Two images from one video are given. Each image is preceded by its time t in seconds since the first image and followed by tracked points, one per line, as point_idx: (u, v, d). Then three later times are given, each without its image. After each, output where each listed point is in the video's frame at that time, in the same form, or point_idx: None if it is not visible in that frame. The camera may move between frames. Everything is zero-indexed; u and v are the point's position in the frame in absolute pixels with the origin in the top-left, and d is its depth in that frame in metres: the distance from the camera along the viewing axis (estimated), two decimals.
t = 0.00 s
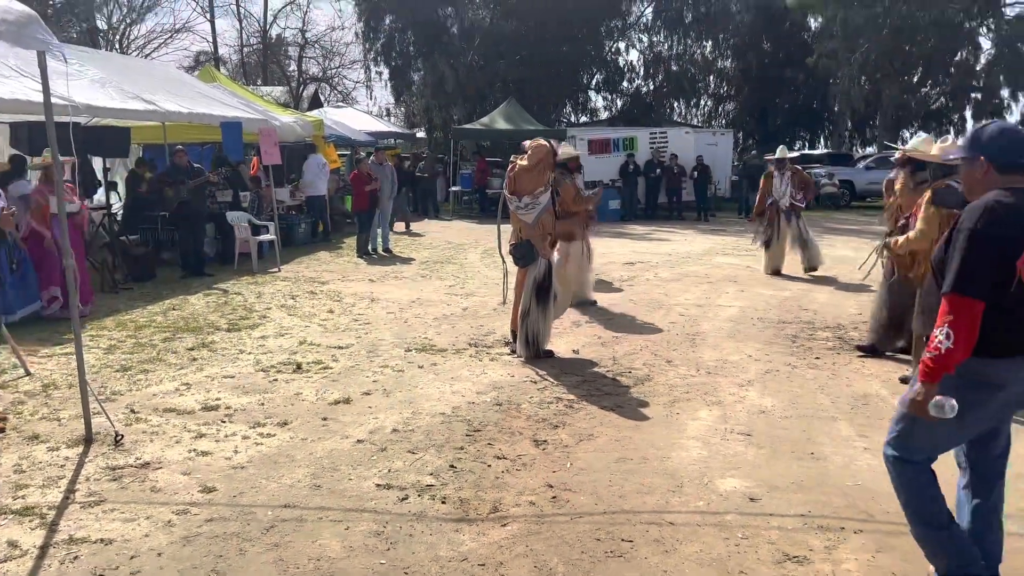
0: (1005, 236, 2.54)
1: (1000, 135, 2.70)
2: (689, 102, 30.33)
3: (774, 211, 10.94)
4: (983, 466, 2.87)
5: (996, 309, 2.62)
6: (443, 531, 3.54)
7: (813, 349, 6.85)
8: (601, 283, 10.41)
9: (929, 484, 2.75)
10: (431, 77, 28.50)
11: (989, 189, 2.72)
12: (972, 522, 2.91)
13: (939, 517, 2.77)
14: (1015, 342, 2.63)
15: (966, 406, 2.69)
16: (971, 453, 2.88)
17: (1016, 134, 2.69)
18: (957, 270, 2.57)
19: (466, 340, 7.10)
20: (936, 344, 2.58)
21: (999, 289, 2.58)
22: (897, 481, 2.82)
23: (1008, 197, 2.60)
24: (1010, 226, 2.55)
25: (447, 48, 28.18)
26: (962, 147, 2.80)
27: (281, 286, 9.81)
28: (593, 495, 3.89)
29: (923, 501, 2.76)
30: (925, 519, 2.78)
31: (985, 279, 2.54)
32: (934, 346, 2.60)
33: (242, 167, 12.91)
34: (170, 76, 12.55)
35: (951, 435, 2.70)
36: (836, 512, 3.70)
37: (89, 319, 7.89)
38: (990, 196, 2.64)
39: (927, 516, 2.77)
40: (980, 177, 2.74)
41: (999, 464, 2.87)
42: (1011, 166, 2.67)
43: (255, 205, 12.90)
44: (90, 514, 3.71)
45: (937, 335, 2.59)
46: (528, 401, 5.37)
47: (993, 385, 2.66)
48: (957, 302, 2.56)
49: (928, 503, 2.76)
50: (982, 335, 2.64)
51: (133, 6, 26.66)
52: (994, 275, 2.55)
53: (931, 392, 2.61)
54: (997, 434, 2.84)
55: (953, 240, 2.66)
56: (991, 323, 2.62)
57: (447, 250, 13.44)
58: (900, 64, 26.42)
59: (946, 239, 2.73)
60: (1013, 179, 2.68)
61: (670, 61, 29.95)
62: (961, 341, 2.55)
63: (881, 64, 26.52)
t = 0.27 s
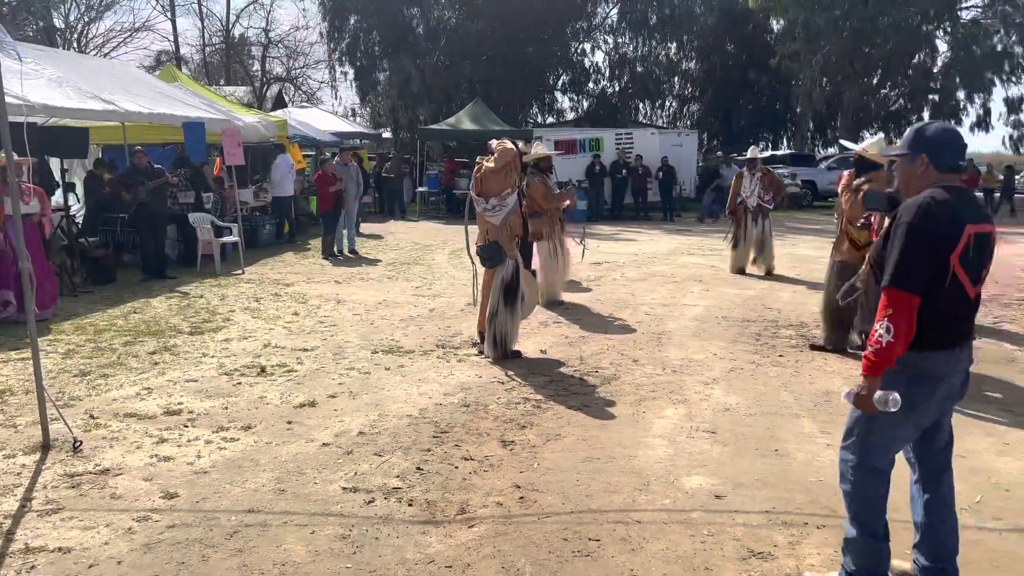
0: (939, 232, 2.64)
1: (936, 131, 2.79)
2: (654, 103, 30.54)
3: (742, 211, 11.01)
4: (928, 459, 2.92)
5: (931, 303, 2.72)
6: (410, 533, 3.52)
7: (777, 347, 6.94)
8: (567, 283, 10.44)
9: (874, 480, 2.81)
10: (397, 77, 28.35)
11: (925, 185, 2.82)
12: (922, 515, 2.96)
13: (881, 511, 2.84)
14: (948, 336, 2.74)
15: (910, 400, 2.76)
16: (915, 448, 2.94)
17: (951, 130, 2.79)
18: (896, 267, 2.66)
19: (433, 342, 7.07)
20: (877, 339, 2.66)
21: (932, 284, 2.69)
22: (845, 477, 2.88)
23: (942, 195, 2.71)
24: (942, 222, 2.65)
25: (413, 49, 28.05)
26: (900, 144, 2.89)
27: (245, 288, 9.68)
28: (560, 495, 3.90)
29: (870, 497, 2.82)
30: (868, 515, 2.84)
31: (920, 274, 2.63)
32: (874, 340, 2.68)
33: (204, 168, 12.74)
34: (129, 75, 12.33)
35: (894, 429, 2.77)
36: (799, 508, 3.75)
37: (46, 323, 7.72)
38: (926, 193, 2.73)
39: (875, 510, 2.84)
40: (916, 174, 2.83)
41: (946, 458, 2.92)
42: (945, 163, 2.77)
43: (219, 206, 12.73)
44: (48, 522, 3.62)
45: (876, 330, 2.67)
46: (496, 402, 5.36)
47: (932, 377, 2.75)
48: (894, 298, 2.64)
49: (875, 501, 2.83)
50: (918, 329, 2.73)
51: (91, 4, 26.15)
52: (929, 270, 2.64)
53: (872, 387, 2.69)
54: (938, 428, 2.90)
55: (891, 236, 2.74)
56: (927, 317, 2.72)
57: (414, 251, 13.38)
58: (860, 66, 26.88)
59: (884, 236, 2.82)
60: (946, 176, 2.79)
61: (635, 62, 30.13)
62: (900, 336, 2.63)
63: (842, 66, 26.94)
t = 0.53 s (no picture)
0: (873, 233, 2.70)
1: (871, 134, 2.87)
2: (624, 104, 30.69)
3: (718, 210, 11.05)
4: (874, 455, 2.96)
5: (867, 303, 2.78)
6: (381, 536, 3.50)
7: (747, 346, 7.00)
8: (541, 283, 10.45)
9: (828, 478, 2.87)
10: (367, 76, 28.19)
11: (860, 187, 2.89)
12: (874, 507, 3.01)
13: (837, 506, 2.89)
14: (885, 334, 2.80)
15: (851, 397, 2.82)
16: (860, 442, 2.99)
17: (887, 133, 2.87)
18: (833, 269, 2.71)
19: (405, 343, 7.04)
20: (813, 339, 2.72)
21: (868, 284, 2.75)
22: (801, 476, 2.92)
23: (877, 196, 2.77)
24: (877, 224, 2.71)
25: (383, 48, 27.90)
26: (837, 145, 2.96)
27: (213, 290, 9.57)
28: (533, 495, 3.90)
29: (822, 493, 2.87)
30: (825, 512, 2.89)
31: (855, 276, 2.69)
32: (811, 341, 2.73)
33: (170, 169, 12.56)
34: (93, 74, 12.12)
35: (839, 427, 2.82)
36: (768, 505, 3.78)
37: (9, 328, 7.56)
38: (861, 195, 2.80)
39: (828, 507, 2.88)
40: (853, 175, 2.91)
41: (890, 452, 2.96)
42: (879, 165, 2.85)
43: (185, 208, 12.57)
44: (11, 531, 3.55)
45: (812, 332, 2.72)
46: (468, 403, 5.35)
47: (871, 375, 2.80)
48: (830, 300, 2.70)
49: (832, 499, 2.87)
50: (854, 329, 2.79)
51: (53, 3, 25.69)
52: (864, 271, 2.71)
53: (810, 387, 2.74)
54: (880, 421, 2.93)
55: (829, 238, 2.80)
56: (864, 317, 2.78)
57: (384, 251, 13.31)
58: (827, 67, 27.22)
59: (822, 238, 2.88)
60: (881, 176, 2.86)
61: (606, 62, 30.26)
62: (835, 336, 2.69)
63: (809, 66, 27.26)
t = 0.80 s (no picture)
0: (811, 233, 2.74)
1: (807, 136, 2.92)
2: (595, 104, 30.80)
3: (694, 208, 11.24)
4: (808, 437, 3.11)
5: (807, 301, 2.82)
6: (352, 538, 3.48)
7: (717, 344, 7.06)
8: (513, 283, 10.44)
9: (790, 473, 2.90)
10: (337, 76, 28.00)
11: (798, 187, 2.94)
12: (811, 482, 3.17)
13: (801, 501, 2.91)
14: (827, 331, 2.85)
15: (797, 393, 2.87)
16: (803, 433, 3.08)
17: (823, 135, 2.92)
18: (770, 269, 2.76)
19: (376, 344, 7.00)
20: (750, 338, 2.76)
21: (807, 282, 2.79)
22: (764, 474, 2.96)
23: (814, 197, 2.82)
24: (814, 225, 2.76)
25: (354, 48, 27.74)
26: (777, 147, 3.01)
27: (181, 292, 9.44)
28: (505, 495, 3.90)
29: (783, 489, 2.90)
30: (790, 507, 2.91)
31: (793, 276, 2.73)
32: (748, 339, 2.77)
33: (136, 170, 12.38)
34: (56, 73, 11.91)
35: (791, 422, 2.88)
36: (738, 501, 3.82)
37: None
38: (798, 196, 2.85)
39: (792, 502, 2.91)
40: (790, 176, 2.96)
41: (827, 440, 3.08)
42: (815, 166, 2.90)
43: (153, 209, 12.40)
44: None
45: (749, 330, 2.77)
46: (440, 404, 5.33)
47: (814, 370, 2.85)
48: (766, 299, 2.74)
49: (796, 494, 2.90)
50: (793, 326, 2.84)
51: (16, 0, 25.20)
52: (802, 271, 2.75)
53: (748, 384, 2.79)
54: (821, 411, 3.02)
55: (768, 240, 2.84)
56: (804, 314, 2.82)
57: (356, 252, 13.23)
58: (795, 68, 27.53)
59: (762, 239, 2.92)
60: (818, 177, 2.91)
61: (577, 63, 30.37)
62: (771, 335, 2.73)
63: (778, 67, 27.56)
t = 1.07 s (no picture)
0: (762, 233, 2.79)
1: (752, 136, 2.94)
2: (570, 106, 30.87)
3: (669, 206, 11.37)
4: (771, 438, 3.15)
5: (759, 301, 2.87)
6: (325, 542, 3.46)
7: (690, 344, 7.10)
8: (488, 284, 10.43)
9: (762, 470, 2.90)
10: (310, 77, 27.83)
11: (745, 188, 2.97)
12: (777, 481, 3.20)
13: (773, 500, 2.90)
14: (781, 327, 2.90)
15: (759, 389, 2.91)
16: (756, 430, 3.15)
17: (767, 135, 2.94)
18: (726, 270, 2.78)
19: (350, 346, 6.96)
20: (710, 339, 2.78)
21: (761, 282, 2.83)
22: (737, 475, 2.95)
23: (763, 197, 2.86)
24: (765, 225, 2.80)
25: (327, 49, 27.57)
26: (722, 151, 3.04)
27: (152, 295, 9.33)
28: (479, 497, 3.89)
29: (754, 486, 2.89)
30: (761, 505, 2.89)
31: (748, 276, 2.76)
32: (706, 341, 2.79)
33: (105, 171, 12.20)
34: (22, 73, 11.71)
35: (756, 419, 2.91)
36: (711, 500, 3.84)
37: None
38: (747, 197, 2.88)
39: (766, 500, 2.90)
40: (737, 178, 2.99)
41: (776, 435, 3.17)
42: (760, 166, 2.92)
43: (123, 211, 12.23)
44: None
45: (707, 332, 2.79)
46: (414, 406, 5.31)
47: (771, 366, 2.91)
48: (722, 301, 2.76)
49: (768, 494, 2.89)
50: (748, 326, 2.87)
51: None
52: (754, 270, 2.78)
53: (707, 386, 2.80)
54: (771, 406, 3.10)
55: (720, 242, 2.87)
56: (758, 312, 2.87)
57: (329, 254, 13.15)
58: (767, 70, 27.81)
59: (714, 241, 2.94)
60: (765, 176, 2.94)
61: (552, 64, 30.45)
62: (730, 335, 2.76)
63: (750, 69, 27.82)
